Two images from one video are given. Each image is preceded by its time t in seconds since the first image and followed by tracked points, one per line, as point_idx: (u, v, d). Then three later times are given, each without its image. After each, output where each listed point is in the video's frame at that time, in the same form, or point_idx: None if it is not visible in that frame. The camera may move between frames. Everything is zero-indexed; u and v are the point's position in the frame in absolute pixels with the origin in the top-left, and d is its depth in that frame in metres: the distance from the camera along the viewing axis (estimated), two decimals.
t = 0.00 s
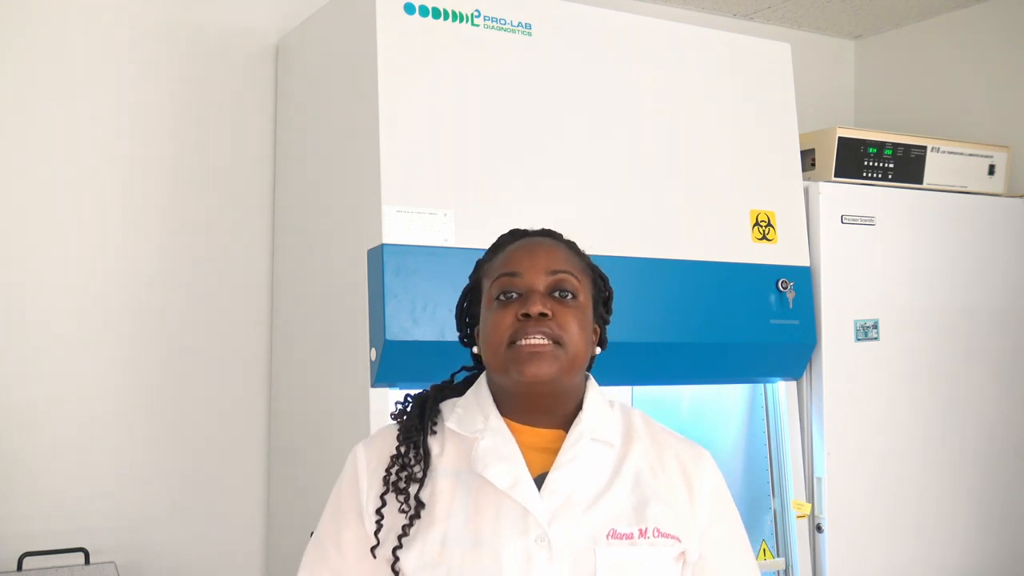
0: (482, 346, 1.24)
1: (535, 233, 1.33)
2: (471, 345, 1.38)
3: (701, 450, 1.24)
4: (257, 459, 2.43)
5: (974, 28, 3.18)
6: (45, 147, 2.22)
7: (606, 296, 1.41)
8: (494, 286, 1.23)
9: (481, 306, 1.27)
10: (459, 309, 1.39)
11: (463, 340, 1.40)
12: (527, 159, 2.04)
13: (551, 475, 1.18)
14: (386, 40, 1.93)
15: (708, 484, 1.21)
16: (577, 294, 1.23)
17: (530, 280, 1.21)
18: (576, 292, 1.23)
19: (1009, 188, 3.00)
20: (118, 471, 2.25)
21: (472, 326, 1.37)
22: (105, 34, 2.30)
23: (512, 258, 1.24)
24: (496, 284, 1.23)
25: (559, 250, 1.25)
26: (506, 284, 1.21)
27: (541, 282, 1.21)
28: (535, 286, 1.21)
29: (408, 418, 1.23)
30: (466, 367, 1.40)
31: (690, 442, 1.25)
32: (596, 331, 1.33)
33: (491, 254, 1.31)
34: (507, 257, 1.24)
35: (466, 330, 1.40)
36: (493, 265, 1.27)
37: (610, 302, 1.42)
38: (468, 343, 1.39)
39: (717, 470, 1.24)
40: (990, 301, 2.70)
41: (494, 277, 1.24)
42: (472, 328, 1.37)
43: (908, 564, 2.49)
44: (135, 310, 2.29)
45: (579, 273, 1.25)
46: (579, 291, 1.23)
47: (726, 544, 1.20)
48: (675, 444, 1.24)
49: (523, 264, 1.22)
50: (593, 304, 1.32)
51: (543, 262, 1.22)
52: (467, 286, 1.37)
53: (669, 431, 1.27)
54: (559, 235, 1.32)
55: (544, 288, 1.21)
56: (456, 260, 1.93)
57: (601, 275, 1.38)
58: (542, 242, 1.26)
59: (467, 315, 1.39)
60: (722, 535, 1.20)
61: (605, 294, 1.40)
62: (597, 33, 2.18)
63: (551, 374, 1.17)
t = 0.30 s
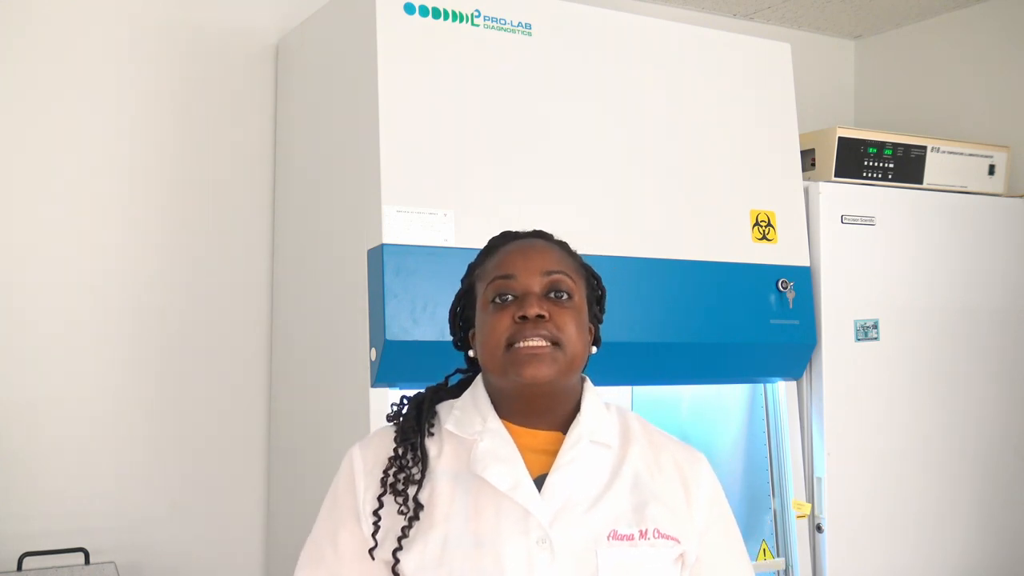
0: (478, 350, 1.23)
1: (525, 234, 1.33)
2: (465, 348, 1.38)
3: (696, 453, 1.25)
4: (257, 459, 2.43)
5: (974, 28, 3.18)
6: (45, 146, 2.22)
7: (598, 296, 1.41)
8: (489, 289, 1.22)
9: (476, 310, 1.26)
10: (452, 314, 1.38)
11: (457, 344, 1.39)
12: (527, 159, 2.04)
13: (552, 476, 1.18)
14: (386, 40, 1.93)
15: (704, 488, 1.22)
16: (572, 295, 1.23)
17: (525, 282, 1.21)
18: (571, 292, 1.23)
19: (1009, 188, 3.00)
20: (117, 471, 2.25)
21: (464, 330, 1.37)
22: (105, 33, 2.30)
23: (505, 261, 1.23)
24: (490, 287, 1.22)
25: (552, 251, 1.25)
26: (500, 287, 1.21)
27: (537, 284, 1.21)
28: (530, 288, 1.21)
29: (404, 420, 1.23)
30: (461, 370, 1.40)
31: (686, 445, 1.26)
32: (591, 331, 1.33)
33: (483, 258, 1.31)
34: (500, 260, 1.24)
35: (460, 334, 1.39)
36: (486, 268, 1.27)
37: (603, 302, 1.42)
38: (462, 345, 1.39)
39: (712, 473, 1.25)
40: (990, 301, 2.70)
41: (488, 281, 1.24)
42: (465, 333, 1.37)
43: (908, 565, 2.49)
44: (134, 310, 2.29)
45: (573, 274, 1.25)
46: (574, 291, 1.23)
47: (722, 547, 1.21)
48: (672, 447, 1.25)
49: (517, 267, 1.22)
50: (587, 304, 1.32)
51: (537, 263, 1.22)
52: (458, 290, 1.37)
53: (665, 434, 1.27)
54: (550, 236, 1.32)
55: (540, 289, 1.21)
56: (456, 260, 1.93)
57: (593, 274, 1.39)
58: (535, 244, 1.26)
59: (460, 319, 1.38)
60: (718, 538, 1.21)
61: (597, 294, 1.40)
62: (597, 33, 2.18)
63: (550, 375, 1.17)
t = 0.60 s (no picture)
0: (479, 349, 1.23)
1: (522, 233, 1.33)
2: (465, 348, 1.38)
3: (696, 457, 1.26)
4: (257, 459, 2.43)
5: (974, 28, 3.18)
6: (45, 146, 2.22)
7: (596, 294, 1.42)
8: (488, 287, 1.23)
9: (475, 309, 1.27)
10: (450, 316, 1.38)
11: (456, 345, 1.39)
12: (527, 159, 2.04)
13: (553, 477, 1.18)
14: (386, 40, 1.93)
15: (703, 492, 1.23)
16: (572, 290, 1.23)
17: (525, 278, 1.21)
18: (570, 288, 1.23)
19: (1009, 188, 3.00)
20: (117, 471, 2.25)
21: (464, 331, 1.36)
22: (105, 33, 2.30)
23: (504, 259, 1.24)
24: (490, 284, 1.23)
25: (550, 248, 1.25)
26: (500, 284, 1.21)
27: (536, 280, 1.21)
28: (530, 284, 1.21)
29: (404, 419, 1.23)
30: (459, 371, 1.40)
31: (686, 449, 1.26)
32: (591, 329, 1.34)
33: (482, 257, 1.32)
34: (499, 258, 1.24)
35: (459, 335, 1.39)
36: (486, 266, 1.27)
37: (601, 302, 1.42)
38: (460, 346, 1.39)
39: (711, 477, 1.25)
40: (990, 301, 2.70)
41: (487, 279, 1.24)
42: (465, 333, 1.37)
43: (908, 565, 2.49)
44: (134, 309, 2.29)
45: (571, 270, 1.25)
46: (573, 288, 1.24)
47: (720, 551, 1.21)
48: (672, 451, 1.25)
49: (516, 264, 1.22)
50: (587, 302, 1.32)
51: (536, 260, 1.23)
52: (458, 291, 1.37)
53: (665, 437, 1.28)
54: (548, 235, 1.32)
55: (539, 285, 1.21)
56: (456, 260, 1.92)
57: (591, 273, 1.39)
58: (533, 242, 1.26)
59: (459, 321, 1.38)
60: (715, 542, 1.22)
61: (595, 293, 1.41)
62: (597, 33, 2.18)
63: (552, 369, 1.16)
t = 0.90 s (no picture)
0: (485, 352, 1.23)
1: (525, 235, 1.33)
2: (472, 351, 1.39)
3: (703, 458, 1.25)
4: (257, 459, 2.43)
5: (974, 28, 3.18)
6: (45, 146, 2.22)
7: (600, 293, 1.42)
8: (492, 291, 1.23)
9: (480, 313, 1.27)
10: (456, 319, 1.38)
11: (462, 347, 1.39)
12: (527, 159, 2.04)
13: (560, 478, 1.18)
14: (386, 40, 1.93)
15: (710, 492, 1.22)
16: (575, 291, 1.23)
17: (528, 281, 1.21)
18: (574, 289, 1.23)
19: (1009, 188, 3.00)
20: (118, 471, 2.25)
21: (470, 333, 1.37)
22: (105, 33, 2.30)
23: (507, 262, 1.24)
24: (494, 288, 1.23)
25: (553, 250, 1.25)
26: (504, 287, 1.21)
27: (540, 283, 1.21)
28: (534, 287, 1.21)
29: (411, 420, 1.23)
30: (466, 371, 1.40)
31: (693, 449, 1.25)
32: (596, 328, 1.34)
33: (485, 261, 1.32)
34: (502, 261, 1.24)
35: (465, 337, 1.39)
36: (489, 270, 1.27)
37: (605, 301, 1.43)
38: (467, 348, 1.40)
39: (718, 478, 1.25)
40: (990, 301, 2.70)
41: (491, 283, 1.24)
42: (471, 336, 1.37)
43: (908, 565, 2.48)
44: (134, 310, 2.29)
45: (575, 270, 1.25)
46: (577, 288, 1.24)
47: (726, 551, 1.21)
48: (680, 451, 1.24)
49: (519, 267, 1.22)
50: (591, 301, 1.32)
51: (539, 263, 1.23)
52: (462, 294, 1.37)
53: (672, 437, 1.27)
54: (551, 236, 1.32)
55: (543, 287, 1.21)
56: (456, 259, 1.92)
57: (595, 272, 1.39)
58: (536, 244, 1.26)
59: (464, 323, 1.38)
60: (722, 543, 1.21)
61: (599, 292, 1.41)
62: (597, 33, 2.18)
63: (558, 371, 1.16)
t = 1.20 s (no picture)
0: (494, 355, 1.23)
1: (532, 237, 1.33)
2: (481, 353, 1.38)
3: (712, 458, 1.25)
4: (257, 459, 2.43)
5: (974, 28, 3.18)
6: (45, 147, 2.22)
7: (608, 293, 1.41)
8: (500, 294, 1.23)
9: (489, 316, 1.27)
10: (465, 322, 1.38)
11: (472, 350, 1.39)
12: (527, 158, 2.04)
13: (569, 478, 1.18)
14: (386, 40, 1.93)
15: (720, 492, 1.22)
16: (583, 293, 1.23)
17: (535, 283, 1.21)
18: (582, 291, 1.23)
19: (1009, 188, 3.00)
20: (118, 471, 2.25)
21: (479, 337, 1.37)
22: (105, 33, 2.30)
23: (514, 264, 1.24)
24: (501, 291, 1.22)
25: (559, 252, 1.25)
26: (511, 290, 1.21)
27: (547, 284, 1.21)
28: (541, 289, 1.21)
29: (424, 419, 1.24)
30: (477, 372, 1.40)
31: (702, 449, 1.25)
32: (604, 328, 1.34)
33: (493, 264, 1.31)
34: (509, 264, 1.24)
35: (476, 340, 1.39)
36: (497, 273, 1.27)
37: (613, 300, 1.42)
38: (477, 351, 1.39)
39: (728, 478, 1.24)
40: (990, 301, 2.70)
41: (498, 286, 1.24)
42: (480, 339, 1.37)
43: (907, 565, 2.48)
44: (134, 309, 2.29)
45: (582, 272, 1.25)
46: (584, 290, 1.23)
47: (736, 551, 1.20)
48: (688, 451, 1.24)
49: (526, 270, 1.22)
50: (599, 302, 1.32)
51: (545, 265, 1.22)
52: (471, 298, 1.37)
53: (681, 437, 1.27)
54: (557, 238, 1.32)
55: (550, 289, 1.21)
56: (456, 259, 1.92)
57: (603, 273, 1.39)
58: (542, 247, 1.26)
59: (474, 326, 1.38)
60: (732, 542, 1.21)
61: (607, 292, 1.41)
62: (597, 34, 2.18)
63: (566, 372, 1.16)
